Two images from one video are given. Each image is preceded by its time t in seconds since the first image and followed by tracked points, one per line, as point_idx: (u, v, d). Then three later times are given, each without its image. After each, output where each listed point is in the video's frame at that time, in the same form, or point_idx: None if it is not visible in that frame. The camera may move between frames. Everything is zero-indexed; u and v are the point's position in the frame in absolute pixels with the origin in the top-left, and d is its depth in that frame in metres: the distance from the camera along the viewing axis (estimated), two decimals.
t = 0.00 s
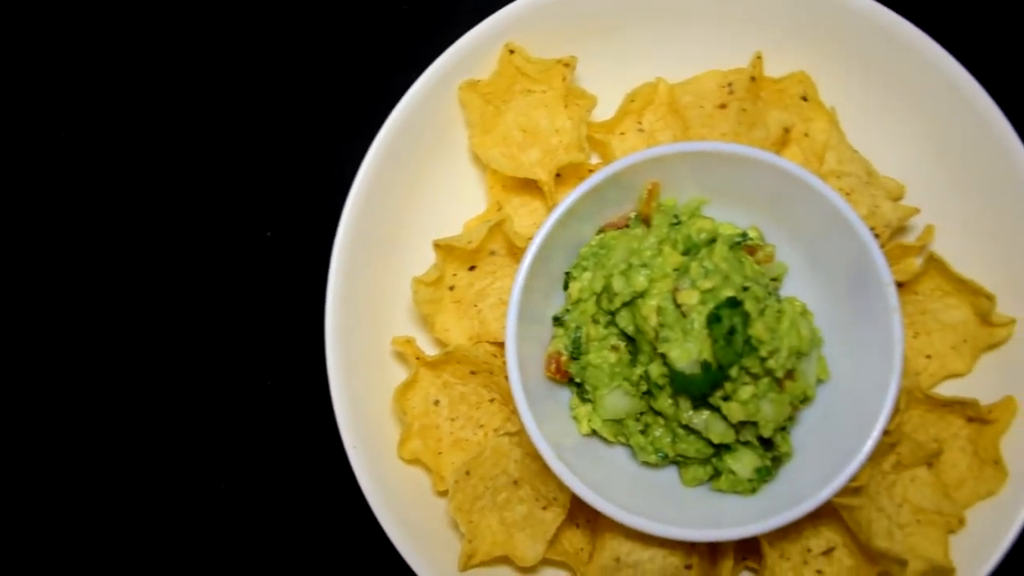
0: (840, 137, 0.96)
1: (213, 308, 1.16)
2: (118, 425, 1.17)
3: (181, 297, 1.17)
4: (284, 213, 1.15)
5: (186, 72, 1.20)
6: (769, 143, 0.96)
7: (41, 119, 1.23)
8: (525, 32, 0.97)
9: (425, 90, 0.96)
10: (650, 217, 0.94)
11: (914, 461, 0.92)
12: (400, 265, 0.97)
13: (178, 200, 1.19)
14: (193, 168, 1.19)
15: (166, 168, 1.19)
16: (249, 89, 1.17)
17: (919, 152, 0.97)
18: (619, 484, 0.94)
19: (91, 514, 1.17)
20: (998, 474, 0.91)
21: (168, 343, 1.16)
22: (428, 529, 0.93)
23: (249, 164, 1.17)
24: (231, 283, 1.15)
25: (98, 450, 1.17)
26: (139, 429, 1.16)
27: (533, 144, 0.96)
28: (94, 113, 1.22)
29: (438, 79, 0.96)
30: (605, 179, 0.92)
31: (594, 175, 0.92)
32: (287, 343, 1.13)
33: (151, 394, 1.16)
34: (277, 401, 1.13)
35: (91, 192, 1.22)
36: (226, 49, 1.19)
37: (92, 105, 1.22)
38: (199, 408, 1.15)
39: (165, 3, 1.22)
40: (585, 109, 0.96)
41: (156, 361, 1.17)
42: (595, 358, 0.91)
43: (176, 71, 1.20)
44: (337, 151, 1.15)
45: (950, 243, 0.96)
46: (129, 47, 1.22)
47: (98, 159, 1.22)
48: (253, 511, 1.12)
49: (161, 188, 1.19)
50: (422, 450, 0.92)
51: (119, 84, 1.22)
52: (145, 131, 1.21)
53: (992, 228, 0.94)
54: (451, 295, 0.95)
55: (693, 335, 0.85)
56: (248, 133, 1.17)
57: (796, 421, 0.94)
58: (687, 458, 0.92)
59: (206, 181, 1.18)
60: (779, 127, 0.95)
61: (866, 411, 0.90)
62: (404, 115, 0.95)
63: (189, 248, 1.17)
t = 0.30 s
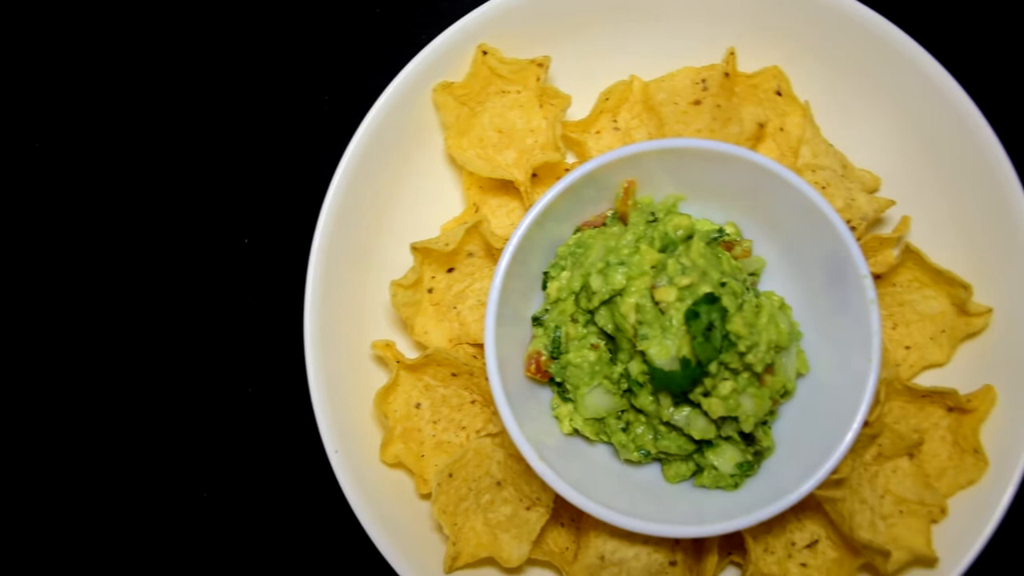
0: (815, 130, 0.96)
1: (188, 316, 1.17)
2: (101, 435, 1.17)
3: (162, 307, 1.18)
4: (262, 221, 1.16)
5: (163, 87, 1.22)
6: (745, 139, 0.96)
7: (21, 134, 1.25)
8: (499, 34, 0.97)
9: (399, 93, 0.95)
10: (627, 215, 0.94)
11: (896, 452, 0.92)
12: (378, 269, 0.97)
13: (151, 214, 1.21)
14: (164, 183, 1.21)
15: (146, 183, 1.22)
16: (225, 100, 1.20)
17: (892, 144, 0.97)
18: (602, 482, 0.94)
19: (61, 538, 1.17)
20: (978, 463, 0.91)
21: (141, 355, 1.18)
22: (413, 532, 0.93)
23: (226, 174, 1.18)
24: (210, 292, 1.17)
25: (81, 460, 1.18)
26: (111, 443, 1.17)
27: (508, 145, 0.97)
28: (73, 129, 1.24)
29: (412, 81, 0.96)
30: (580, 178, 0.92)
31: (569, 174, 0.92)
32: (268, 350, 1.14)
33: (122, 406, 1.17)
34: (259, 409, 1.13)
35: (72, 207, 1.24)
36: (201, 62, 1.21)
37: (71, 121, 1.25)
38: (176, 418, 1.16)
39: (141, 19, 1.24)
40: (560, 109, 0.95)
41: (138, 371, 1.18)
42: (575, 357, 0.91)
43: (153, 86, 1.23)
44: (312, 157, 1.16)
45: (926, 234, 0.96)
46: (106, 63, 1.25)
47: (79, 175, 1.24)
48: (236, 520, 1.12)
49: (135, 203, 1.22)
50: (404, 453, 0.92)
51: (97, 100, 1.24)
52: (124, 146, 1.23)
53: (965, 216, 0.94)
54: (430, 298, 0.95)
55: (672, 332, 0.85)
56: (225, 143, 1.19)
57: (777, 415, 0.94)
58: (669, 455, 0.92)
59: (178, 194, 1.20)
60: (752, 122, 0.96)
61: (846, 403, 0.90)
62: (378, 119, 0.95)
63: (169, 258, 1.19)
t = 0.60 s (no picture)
0: (792, 126, 0.96)
1: (170, 324, 1.18)
2: (86, 444, 1.18)
3: (143, 315, 1.19)
4: (242, 227, 1.17)
5: (142, 95, 1.22)
6: (723, 135, 0.97)
7: None
8: (476, 35, 0.97)
9: (376, 96, 0.95)
10: (607, 214, 0.94)
11: (879, 445, 0.93)
12: (359, 273, 0.97)
13: (131, 222, 1.21)
14: (144, 192, 1.21)
15: (117, 191, 1.22)
16: (203, 107, 1.20)
17: (868, 136, 0.98)
18: (588, 481, 0.94)
19: (47, 547, 1.17)
20: (962, 454, 0.92)
21: (125, 363, 1.18)
22: (399, 535, 0.93)
23: (205, 181, 1.19)
24: (191, 299, 1.18)
25: (66, 470, 1.18)
26: (96, 451, 1.18)
27: (487, 146, 0.97)
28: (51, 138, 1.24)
29: (389, 84, 0.96)
30: (559, 177, 0.92)
31: (548, 175, 0.92)
32: (250, 356, 1.15)
33: (107, 414, 1.18)
34: (243, 414, 1.14)
35: (40, 218, 1.23)
36: (179, 69, 1.21)
37: (49, 130, 1.24)
38: (161, 425, 1.16)
39: (118, 27, 1.24)
40: (538, 109, 0.95)
41: (121, 380, 1.18)
42: (557, 357, 0.91)
43: (131, 95, 1.23)
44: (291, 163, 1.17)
45: (905, 227, 0.97)
46: (74, 73, 1.24)
47: (53, 185, 1.24)
48: (221, 525, 1.14)
49: (115, 211, 1.22)
50: (389, 456, 0.92)
51: (63, 111, 1.24)
52: (103, 155, 1.23)
53: (942, 207, 0.95)
54: (412, 300, 0.95)
55: (654, 331, 0.85)
56: (204, 151, 1.20)
57: (760, 410, 0.94)
58: (654, 452, 0.92)
59: (158, 202, 1.20)
60: (730, 119, 0.96)
61: (827, 397, 0.90)
62: (356, 123, 0.95)
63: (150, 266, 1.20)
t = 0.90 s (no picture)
0: (769, 121, 0.96)
1: (153, 332, 1.18)
2: (71, 454, 1.19)
3: (126, 323, 1.19)
4: (223, 233, 1.17)
5: (111, 105, 1.22)
6: (701, 132, 0.97)
7: None
8: (451, 37, 0.97)
9: (353, 100, 0.95)
10: (586, 213, 0.94)
11: (862, 438, 0.93)
12: (340, 277, 0.97)
13: (111, 230, 1.21)
14: (124, 200, 1.21)
15: (97, 200, 1.22)
16: (181, 115, 1.20)
17: (844, 130, 0.98)
18: (573, 481, 0.94)
19: (34, 556, 1.17)
20: (944, 445, 0.92)
21: (109, 373, 1.19)
22: (385, 538, 0.93)
23: (185, 189, 1.19)
24: (173, 307, 1.18)
25: (51, 479, 1.18)
26: (82, 461, 1.18)
27: (466, 147, 0.97)
28: (28, 148, 1.23)
29: (366, 88, 0.95)
30: (537, 177, 0.92)
31: (526, 175, 0.92)
32: (232, 364, 1.15)
33: (92, 423, 1.18)
34: (226, 422, 1.15)
35: (19, 227, 1.23)
36: (155, 76, 1.21)
37: (20, 140, 1.24)
38: (145, 434, 1.17)
39: (90, 34, 1.24)
40: (515, 109, 0.95)
41: (105, 389, 1.19)
42: (539, 357, 0.91)
43: (100, 105, 1.23)
44: (270, 170, 1.17)
45: (882, 218, 0.97)
46: (50, 80, 1.24)
47: (32, 194, 1.23)
48: (211, 531, 1.15)
49: (95, 219, 1.21)
50: (373, 460, 0.92)
51: (40, 119, 1.24)
52: (82, 163, 1.22)
53: (918, 200, 0.96)
54: (393, 303, 0.95)
55: (635, 329, 0.85)
56: (183, 158, 1.19)
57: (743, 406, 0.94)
58: (638, 450, 0.92)
59: (138, 210, 1.20)
60: (709, 115, 0.96)
61: (810, 391, 0.90)
62: (333, 126, 0.95)
63: (131, 273, 1.20)
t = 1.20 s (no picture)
0: (753, 118, 0.96)
1: (139, 339, 1.18)
2: (59, 462, 1.18)
3: (112, 330, 1.19)
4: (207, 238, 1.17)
5: (95, 112, 1.22)
6: (684, 130, 0.97)
7: None
8: (432, 39, 0.97)
9: (334, 103, 0.95)
10: (570, 213, 0.94)
11: (849, 432, 0.93)
12: (324, 281, 0.97)
13: (96, 238, 1.20)
14: (109, 207, 1.21)
15: (82, 207, 1.22)
16: (165, 121, 1.20)
17: (825, 126, 0.98)
18: (561, 481, 0.94)
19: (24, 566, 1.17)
20: (931, 439, 0.92)
21: (96, 380, 1.19)
22: (374, 541, 0.93)
23: (169, 195, 1.19)
24: (159, 313, 1.18)
25: (40, 488, 1.18)
26: (70, 470, 1.18)
27: (450, 148, 0.97)
28: (9, 156, 1.24)
29: (347, 91, 0.95)
30: (520, 178, 0.92)
31: (508, 176, 0.93)
32: (219, 369, 1.15)
33: (80, 432, 1.18)
34: (214, 427, 1.15)
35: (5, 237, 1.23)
36: (137, 83, 1.21)
37: (5, 149, 1.24)
38: (133, 441, 1.17)
39: (73, 42, 1.24)
40: (498, 110, 0.95)
41: (92, 397, 1.18)
42: (525, 357, 0.91)
43: (83, 112, 1.22)
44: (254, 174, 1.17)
45: (865, 213, 0.97)
46: (34, 89, 1.24)
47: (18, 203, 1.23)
48: (200, 537, 1.15)
49: (80, 228, 1.21)
50: (360, 463, 0.92)
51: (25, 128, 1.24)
52: (65, 170, 1.22)
53: (900, 195, 0.96)
54: (379, 306, 0.95)
55: (619, 328, 0.85)
56: (167, 164, 1.19)
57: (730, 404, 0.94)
58: (625, 449, 0.92)
59: (123, 217, 1.20)
60: (691, 113, 0.96)
61: (795, 387, 0.90)
62: (314, 130, 0.95)
63: (116, 281, 1.19)
